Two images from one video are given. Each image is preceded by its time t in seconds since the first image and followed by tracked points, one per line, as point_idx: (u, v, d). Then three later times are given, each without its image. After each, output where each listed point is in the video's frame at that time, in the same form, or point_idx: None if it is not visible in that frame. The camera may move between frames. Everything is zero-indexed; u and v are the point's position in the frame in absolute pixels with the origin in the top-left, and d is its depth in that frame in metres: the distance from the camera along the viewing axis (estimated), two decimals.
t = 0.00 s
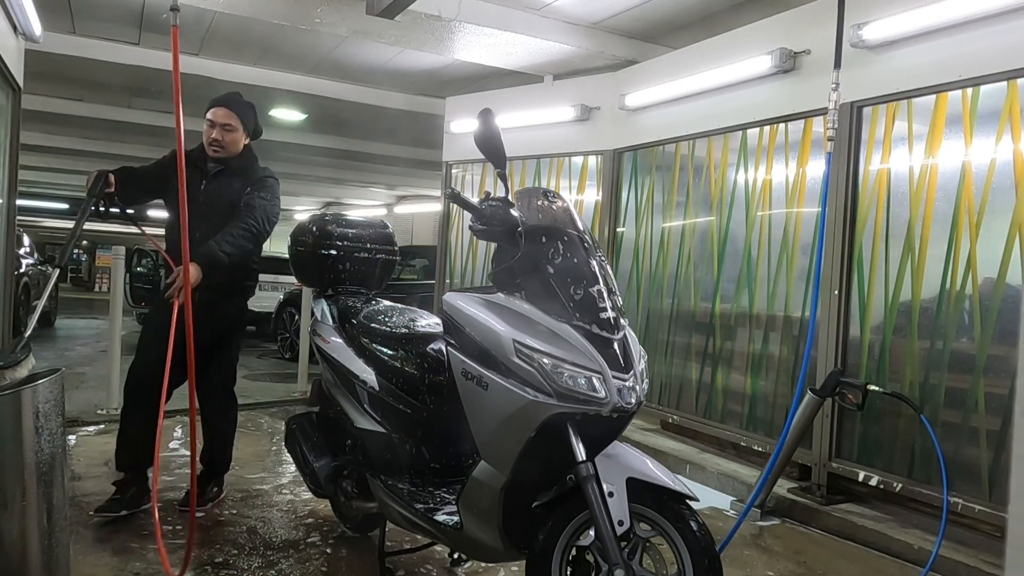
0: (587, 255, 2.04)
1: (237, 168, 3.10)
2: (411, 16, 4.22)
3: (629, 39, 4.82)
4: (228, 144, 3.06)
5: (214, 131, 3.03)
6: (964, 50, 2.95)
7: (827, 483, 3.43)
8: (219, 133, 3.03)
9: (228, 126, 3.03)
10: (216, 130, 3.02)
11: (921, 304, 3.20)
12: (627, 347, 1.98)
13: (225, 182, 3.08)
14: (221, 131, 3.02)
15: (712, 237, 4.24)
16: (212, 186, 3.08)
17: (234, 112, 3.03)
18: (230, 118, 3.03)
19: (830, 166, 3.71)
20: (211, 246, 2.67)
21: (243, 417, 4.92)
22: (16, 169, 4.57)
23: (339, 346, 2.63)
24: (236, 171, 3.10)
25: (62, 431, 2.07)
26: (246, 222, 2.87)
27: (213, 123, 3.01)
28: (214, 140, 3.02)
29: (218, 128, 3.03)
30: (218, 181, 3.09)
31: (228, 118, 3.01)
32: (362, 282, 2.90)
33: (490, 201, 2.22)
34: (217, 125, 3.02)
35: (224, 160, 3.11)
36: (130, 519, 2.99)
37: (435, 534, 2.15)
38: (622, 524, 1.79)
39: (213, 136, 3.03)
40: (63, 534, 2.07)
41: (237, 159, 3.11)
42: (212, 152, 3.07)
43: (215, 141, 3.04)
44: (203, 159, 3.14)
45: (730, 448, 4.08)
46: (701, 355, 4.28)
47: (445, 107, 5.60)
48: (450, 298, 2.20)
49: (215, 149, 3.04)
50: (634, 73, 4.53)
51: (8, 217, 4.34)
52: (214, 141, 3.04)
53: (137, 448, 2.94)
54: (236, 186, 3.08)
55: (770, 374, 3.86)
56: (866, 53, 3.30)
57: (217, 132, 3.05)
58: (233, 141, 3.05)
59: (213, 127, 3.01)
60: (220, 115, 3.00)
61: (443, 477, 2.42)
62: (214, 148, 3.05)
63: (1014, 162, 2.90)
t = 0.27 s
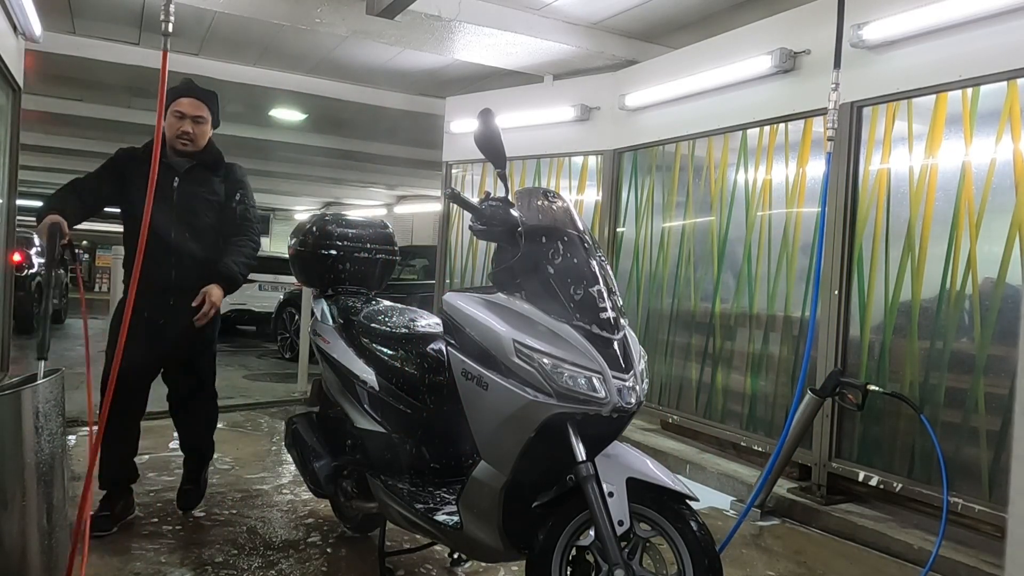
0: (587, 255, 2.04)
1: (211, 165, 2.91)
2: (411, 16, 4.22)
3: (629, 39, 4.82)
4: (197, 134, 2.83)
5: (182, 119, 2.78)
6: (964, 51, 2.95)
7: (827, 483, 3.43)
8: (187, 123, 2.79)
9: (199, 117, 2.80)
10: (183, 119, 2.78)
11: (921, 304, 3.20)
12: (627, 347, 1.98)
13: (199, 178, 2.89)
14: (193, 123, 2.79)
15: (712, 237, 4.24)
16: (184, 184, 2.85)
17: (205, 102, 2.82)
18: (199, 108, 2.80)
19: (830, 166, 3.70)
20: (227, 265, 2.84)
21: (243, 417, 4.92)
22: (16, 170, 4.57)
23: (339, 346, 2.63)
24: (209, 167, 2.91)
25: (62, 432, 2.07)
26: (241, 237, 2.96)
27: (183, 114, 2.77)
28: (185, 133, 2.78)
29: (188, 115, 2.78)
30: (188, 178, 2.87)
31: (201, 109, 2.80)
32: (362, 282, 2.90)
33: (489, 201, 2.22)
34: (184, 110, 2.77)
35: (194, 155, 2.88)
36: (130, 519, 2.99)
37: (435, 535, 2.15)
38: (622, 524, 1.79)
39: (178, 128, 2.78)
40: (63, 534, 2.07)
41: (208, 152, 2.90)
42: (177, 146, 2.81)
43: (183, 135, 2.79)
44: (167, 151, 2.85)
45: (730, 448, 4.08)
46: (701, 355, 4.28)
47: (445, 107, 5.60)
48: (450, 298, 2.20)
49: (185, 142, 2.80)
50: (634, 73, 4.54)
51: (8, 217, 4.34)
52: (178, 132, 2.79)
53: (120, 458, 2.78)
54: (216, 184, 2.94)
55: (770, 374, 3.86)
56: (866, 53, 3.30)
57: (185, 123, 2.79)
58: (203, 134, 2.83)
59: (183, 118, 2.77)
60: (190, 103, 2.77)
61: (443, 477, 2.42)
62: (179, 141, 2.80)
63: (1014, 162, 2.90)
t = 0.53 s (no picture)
0: (587, 255, 2.04)
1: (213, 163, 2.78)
2: (411, 16, 4.22)
3: (629, 39, 4.82)
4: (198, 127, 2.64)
5: (182, 111, 2.59)
6: (964, 51, 2.95)
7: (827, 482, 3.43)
8: (187, 115, 2.60)
9: (200, 108, 2.63)
10: (184, 111, 2.59)
11: (921, 304, 3.20)
12: (627, 347, 1.98)
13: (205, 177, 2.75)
14: (194, 114, 2.61)
15: (712, 237, 4.23)
16: (191, 183, 2.70)
17: (205, 92, 2.65)
18: (199, 99, 2.62)
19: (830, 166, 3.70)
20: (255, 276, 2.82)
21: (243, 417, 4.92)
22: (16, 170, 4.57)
23: (339, 346, 2.63)
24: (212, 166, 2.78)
25: (62, 431, 2.07)
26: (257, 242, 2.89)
27: (183, 107, 2.58)
28: (185, 124, 2.59)
29: (188, 107, 2.60)
30: (194, 178, 2.71)
31: (201, 99, 2.62)
32: (362, 282, 2.90)
33: (489, 201, 2.21)
34: (184, 102, 2.58)
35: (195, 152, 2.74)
36: (130, 519, 2.99)
37: (435, 535, 2.14)
38: (622, 524, 1.79)
39: (179, 121, 2.59)
40: (63, 534, 2.07)
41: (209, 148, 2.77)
42: (175, 140, 2.62)
43: (185, 128, 2.60)
44: (166, 148, 2.68)
45: (730, 448, 4.08)
46: (701, 355, 4.28)
47: (445, 107, 5.60)
48: (450, 298, 2.20)
49: (184, 136, 2.60)
50: (634, 73, 4.54)
51: (8, 217, 4.34)
52: (179, 125, 2.59)
53: (116, 453, 2.70)
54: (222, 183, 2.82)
55: (770, 374, 3.86)
56: (866, 53, 3.30)
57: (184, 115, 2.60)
58: (202, 126, 2.65)
59: (183, 110, 2.59)
60: (189, 93, 2.59)
61: (443, 478, 2.42)
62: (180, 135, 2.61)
63: (1014, 162, 2.90)
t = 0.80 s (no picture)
0: (587, 255, 2.04)
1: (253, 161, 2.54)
2: (411, 16, 4.22)
3: (629, 39, 4.82)
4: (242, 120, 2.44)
5: (226, 101, 2.39)
6: (964, 50, 2.95)
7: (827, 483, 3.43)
8: (231, 107, 2.40)
9: (245, 100, 2.43)
10: (228, 101, 2.39)
11: (921, 304, 3.19)
12: (627, 347, 1.98)
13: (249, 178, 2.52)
14: (238, 106, 2.41)
15: (712, 237, 4.23)
16: (232, 180, 2.47)
17: (250, 83, 2.46)
18: (245, 90, 2.43)
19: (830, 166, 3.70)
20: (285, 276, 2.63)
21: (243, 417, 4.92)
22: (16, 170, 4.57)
23: (340, 346, 2.63)
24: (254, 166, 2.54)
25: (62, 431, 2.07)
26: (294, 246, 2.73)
27: (227, 97, 2.39)
28: (229, 116, 2.39)
29: (233, 97, 2.40)
30: (235, 177, 2.48)
31: (247, 90, 2.43)
32: (362, 282, 2.90)
33: (489, 201, 2.21)
34: (229, 92, 2.40)
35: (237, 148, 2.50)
36: (130, 519, 2.99)
37: (435, 535, 2.14)
38: (622, 524, 1.79)
39: (222, 112, 2.39)
40: (63, 534, 2.07)
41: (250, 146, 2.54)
42: (219, 134, 2.42)
43: (228, 119, 2.39)
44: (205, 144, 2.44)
45: (730, 448, 4.08)
46: (701, 355, 4.28)
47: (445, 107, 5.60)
48: (450, 298, 2.20)
49: (228, 129, 2.41)
50: (635, 73, 4.54)
51: (8, 217, 4.34)
52: (222, 116, 2.39)
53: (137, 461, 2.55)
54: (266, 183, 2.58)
55: (770, 374, 3.86)
56: (866, 53, 3.30)
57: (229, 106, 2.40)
58: (248, 119, 2.45)
59: (227, 101, 2.40)
60: (234, 83, 2.40)
61: (443, 478, 2.41)
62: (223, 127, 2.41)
63: (1014, 162, 2.90)
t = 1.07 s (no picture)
0: (587, 256, 2.05)
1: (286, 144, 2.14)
2: (411, 16, 4.22)
3: (629, 39, 4.82)
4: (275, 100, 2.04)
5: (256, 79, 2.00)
6: (964, 51, 2.95)
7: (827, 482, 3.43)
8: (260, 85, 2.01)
9: (278, 76, 2.04)
10: (258, 78, 2.00)
11: (921, 304, 3.20)
12: (627, 347, 1.98)
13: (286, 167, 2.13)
14: (270, 84, 2.02)
15: (712, 237, 4.23)
16: (261, 167, 2.08)
17: (286, 58, 2.06)
18: (278, 65, 2.03)
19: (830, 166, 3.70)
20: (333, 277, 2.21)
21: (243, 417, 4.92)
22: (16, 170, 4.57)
23: (340, 347, 2.64)
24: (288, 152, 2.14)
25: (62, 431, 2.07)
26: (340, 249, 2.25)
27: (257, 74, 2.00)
28: (261, 96, 1.99)
29: (265, 74, 2.01)
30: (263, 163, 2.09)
31: (281, 65, 2.03)
32: (362, 282, 2.91)
33: (489, 201, 2.21)
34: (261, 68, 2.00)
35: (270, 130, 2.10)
36: (130, 519, 2.99)
37: (435, 534, 2.15)
38: (622, 524, 1.79)
39: (251, 91, 2.00)
40: (63, 534, 2.07)
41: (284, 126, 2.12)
42: (249, 118, 2.02)
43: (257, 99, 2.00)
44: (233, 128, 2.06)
45: (730, 448, 4.08)
46: (701, 354, 4.28)
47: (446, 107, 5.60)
48: (450, 298, 2.20)
49: (259, 111, 2.01)
50: (635, 73, 4.54)
51: (8, 217, 4.34)
52: (251, 96, 2.00)
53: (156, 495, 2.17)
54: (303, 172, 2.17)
55: (770, 374, 3.87)
56: (866, 53, 3.30)
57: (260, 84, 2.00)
58: (283, 99, 2.06)
59: (257, 78, 2.01)
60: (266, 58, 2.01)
61: (443, 478, 2.41)
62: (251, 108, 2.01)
63: (1014, 162, 2.90)
